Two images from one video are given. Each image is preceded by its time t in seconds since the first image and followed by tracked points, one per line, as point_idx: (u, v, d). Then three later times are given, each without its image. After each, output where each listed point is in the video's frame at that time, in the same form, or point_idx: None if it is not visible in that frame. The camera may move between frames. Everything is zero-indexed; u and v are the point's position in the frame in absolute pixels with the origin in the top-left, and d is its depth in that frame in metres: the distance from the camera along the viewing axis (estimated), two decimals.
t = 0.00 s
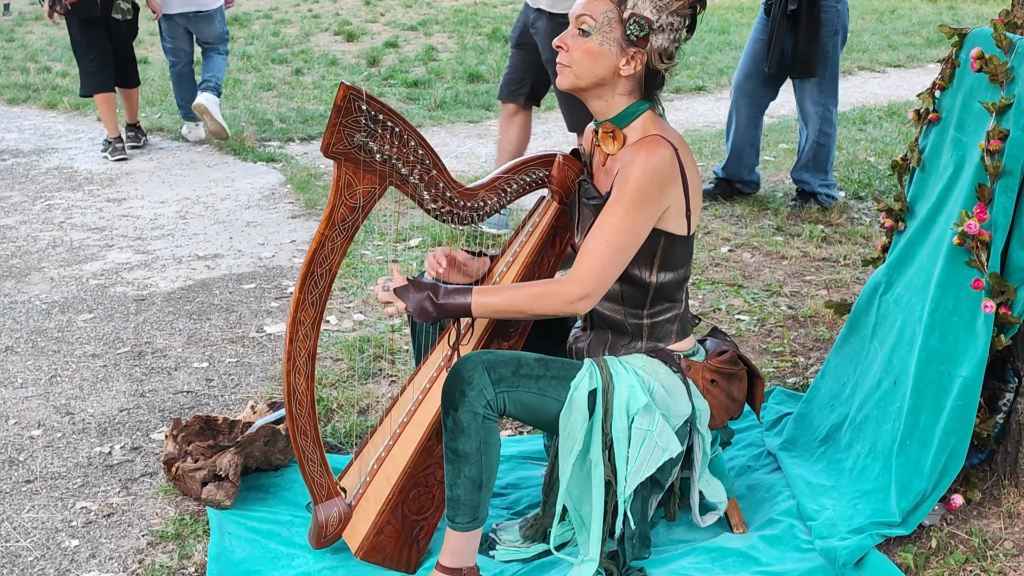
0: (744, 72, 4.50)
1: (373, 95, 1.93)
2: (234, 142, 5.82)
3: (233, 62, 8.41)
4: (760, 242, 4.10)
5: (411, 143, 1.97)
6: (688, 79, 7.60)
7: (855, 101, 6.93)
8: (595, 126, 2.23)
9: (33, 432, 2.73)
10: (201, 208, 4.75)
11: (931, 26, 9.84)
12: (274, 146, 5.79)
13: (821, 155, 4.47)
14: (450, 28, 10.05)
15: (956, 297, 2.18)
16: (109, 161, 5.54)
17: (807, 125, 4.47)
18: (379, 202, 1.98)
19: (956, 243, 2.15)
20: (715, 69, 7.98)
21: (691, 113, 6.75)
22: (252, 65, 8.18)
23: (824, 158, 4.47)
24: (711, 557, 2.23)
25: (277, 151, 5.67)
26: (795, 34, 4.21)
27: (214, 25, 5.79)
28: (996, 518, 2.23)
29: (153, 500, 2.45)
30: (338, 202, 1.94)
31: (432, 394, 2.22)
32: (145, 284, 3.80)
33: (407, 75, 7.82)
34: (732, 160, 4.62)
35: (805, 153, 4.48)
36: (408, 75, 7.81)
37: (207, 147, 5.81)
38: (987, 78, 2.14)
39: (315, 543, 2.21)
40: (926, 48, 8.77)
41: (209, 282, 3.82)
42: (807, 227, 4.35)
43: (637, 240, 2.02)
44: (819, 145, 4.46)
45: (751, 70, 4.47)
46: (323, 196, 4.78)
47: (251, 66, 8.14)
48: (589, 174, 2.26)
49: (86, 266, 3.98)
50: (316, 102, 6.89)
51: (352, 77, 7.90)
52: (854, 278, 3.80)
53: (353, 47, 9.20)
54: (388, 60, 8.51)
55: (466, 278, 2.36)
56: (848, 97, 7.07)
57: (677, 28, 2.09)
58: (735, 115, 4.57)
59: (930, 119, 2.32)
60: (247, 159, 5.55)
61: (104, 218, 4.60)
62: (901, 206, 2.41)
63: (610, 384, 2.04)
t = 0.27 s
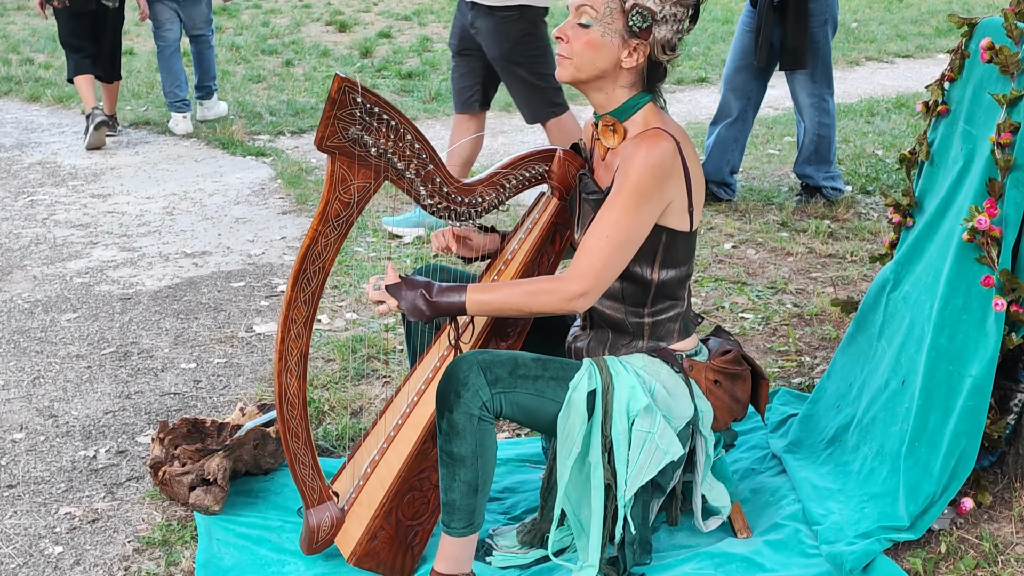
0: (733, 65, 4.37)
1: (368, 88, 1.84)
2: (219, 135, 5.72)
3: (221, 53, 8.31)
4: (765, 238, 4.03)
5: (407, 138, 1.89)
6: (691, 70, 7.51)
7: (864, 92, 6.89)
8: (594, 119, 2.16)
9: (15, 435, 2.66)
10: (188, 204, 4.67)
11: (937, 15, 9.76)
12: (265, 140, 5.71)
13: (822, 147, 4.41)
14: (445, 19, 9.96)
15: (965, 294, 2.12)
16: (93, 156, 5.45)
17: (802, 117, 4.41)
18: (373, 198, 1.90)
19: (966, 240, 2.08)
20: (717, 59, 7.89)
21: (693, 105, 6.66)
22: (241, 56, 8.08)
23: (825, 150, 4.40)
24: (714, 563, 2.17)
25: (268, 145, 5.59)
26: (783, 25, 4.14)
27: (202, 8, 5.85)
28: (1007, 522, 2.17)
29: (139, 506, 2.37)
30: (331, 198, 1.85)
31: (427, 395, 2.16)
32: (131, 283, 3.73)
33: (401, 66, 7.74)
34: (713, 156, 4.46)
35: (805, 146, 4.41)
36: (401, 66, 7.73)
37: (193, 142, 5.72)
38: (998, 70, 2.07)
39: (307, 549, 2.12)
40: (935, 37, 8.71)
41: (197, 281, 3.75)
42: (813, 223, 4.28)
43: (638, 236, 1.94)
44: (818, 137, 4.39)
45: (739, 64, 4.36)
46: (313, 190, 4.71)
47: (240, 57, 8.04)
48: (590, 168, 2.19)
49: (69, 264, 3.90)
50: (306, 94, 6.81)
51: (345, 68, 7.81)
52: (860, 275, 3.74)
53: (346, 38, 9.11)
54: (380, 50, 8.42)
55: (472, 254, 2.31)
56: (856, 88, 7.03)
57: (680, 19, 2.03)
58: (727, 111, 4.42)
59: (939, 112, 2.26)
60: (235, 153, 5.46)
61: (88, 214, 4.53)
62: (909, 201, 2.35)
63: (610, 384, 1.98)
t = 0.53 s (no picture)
0: (710, 54, 4.28)
1: (359, 76, 1.77)
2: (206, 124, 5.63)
3: (207, 40, 8.21)
4: (769, 230, 3.97)
5: (400, 127, 1.83)
6: (691, 57, 7.42)
7: (870, 80, 6.85)
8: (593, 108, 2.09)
9: None
10: (173, 195, 4.60)
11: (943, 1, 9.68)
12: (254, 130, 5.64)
13: (813, 129, 4.26)
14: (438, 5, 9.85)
15: (974, 288, 2.05)
16: (75, 147, 5.35)
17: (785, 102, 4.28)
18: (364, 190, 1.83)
19: (975, 232, 2.02)
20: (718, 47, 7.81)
21: (694, 94, 6.57)
22: (228, 43, 7.99)
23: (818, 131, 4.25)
24: (716, 565, 2.10)
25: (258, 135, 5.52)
26: (756, 9, 4.04)
27: None
28: (1017, 523, 2.11)
29: (124, 507, 2.31)
30: (322, 188, 1.78)
31: (421, 392, 2.09)
32: (115, 278, 3.65)
33: (392, 54, 7.65)
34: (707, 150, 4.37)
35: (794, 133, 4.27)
36: (393, 54, 7.64)
37: (180, 130, 5.63)
38: (1008, 57, 2.01)
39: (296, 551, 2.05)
40: (944, 23, 8.65)
41: (183, 275, 3.68)
42: (818, 214, 4.21)
43: (638, 229, 1.87)
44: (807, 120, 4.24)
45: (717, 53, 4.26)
46: (302, 181, 4.65)
47: (227, 45, 7.95)
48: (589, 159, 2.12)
49: (52, 258, 3.83)
50: (295, 82, 6.72)
51: (335, 55, 7.72)
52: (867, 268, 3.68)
53: (336, 24, 9.01)
54: (371, 38, 8.33)
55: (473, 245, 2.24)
56: (862, 75, 6.98)
57: (683, 5, 1.96)
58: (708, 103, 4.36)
59: (947, 100, 2.20)
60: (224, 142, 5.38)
61: (70, 206, 4.45)
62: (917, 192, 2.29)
63: (609, 380, 1.92)
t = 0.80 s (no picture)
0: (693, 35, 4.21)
1: (351, 58, 1.68)
2: (194, 109, 5.56)
3: (193, 22, 8.11)
4: (771, 218, 3.91)
5: (393, 111, 1.75)
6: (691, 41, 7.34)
7: (875, 63, 6.80)
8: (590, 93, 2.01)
9: None
10: (159, 182, 4.54)
11: None
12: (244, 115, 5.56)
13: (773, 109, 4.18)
14: None
15: (981, 277, 2.00)
16: (58, 133, 5.27)
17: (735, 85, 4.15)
18: (357, 176, 1.75)
19: (982, 219, 1.96)
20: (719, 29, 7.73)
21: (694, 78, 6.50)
22: (215, 25, 7.89)
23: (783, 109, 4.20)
24: (716, 560, 2.05)
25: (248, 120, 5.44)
26: None
27: None
28: None
29: (109, 502, 2.25)
30: (312, 174, 1.70)
31: (415, 384, 2.04)
32: (99, 267, 3.59)
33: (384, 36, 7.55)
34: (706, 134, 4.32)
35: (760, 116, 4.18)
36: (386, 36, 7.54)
37: (168, 115, 5.56)
38: (1018, 38, 1.93)
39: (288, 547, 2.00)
40: (953, 7, 8.63)
41: (169, 264, 3.62)
42: (821, 201, 4.15)
43: (637, 220, 1.80)
44: (767, 101, 4.15)
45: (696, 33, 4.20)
46: (292, 168, 4.60)
47: (214, 27, 7.85)
48: (586, 144, 2.05)
49: (36, 246, 3.76)
50: (284, 65, 6.64)
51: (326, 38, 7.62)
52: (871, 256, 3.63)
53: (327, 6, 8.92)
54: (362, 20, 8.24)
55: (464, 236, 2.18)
56: (866, 59, 6.93)
57: None
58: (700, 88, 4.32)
59: (955, 84, 2.15)
60: (213, 128, 5.31)
61: (53, 193, 4.38)
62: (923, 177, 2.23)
63: (606, 372, 1.86)
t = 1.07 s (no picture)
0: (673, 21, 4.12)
1: (344, 48, 1.67)
2: (191, 100, 5.55)
3: (189, 12, 8.09)
4: (768, 208, 3.91)
5: (388, 101, 1.73)
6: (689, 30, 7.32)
7: (873, 52, 6.80)
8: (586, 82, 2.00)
9: None
10: (156, 173, 4.53)
11: None
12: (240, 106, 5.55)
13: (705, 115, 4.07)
14: None
15: (978, 267, 2.00)
16: (54, 123, 5.26)
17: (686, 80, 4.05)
18: (351, 167, 1.74)
19: (979, 208, 1.96)
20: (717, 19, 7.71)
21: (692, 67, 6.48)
22: (212, 16, 7.87)
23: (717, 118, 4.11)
24: (714, 550, 2.06)
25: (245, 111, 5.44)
26: None
27: None
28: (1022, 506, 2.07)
29: (106, 493, 2.25)
30: (307, 166, 1.69)
31: (411, 374, 2.04)
32: (96, 258, 3.59)
33: (382, 25, 7.54)
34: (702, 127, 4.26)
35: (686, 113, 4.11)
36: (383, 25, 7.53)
37: (164, 105, 5.55)
38: (1015, 27, 1.93)
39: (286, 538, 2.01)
40: None
41: (166, 255, 3.61)
42: (819, 190, 4.15)
43: (634, 211, 1.79)
44: (692, 103, 4.05)
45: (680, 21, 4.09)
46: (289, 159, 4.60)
47: (211, 17, 7.83)
48: (582, 134, 2.05)
49: (32, 238, 3.76)
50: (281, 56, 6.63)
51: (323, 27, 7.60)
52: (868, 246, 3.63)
53: None
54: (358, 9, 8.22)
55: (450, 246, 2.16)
56: (865, 48, 6.93)
57: None
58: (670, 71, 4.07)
59: (951, 74, 2.15)
60: (210, 119, 5.30)
61: (49, 184, 4.38)
62: (920, 167, 2.23)
63: (603, 361, 1.86)
